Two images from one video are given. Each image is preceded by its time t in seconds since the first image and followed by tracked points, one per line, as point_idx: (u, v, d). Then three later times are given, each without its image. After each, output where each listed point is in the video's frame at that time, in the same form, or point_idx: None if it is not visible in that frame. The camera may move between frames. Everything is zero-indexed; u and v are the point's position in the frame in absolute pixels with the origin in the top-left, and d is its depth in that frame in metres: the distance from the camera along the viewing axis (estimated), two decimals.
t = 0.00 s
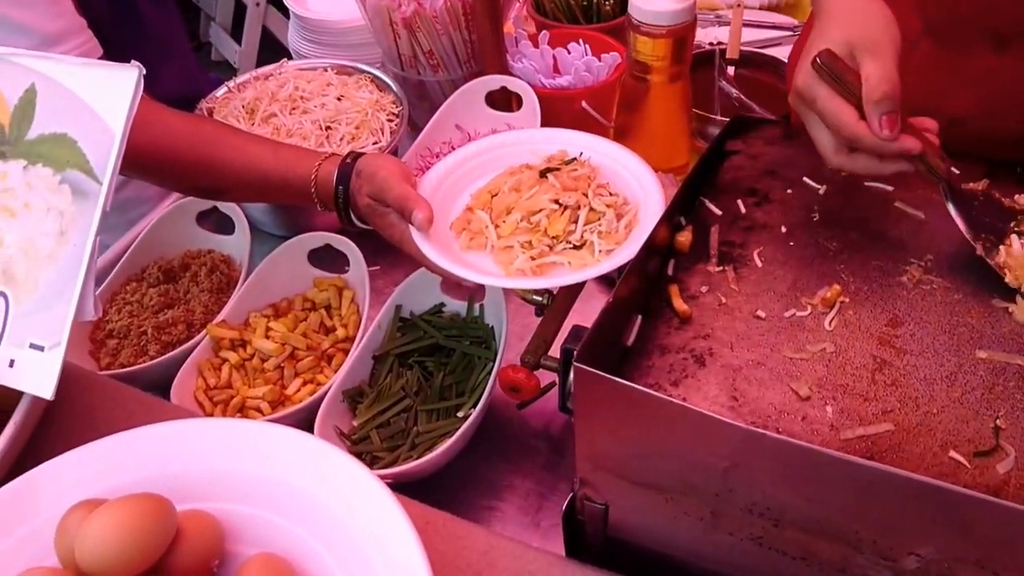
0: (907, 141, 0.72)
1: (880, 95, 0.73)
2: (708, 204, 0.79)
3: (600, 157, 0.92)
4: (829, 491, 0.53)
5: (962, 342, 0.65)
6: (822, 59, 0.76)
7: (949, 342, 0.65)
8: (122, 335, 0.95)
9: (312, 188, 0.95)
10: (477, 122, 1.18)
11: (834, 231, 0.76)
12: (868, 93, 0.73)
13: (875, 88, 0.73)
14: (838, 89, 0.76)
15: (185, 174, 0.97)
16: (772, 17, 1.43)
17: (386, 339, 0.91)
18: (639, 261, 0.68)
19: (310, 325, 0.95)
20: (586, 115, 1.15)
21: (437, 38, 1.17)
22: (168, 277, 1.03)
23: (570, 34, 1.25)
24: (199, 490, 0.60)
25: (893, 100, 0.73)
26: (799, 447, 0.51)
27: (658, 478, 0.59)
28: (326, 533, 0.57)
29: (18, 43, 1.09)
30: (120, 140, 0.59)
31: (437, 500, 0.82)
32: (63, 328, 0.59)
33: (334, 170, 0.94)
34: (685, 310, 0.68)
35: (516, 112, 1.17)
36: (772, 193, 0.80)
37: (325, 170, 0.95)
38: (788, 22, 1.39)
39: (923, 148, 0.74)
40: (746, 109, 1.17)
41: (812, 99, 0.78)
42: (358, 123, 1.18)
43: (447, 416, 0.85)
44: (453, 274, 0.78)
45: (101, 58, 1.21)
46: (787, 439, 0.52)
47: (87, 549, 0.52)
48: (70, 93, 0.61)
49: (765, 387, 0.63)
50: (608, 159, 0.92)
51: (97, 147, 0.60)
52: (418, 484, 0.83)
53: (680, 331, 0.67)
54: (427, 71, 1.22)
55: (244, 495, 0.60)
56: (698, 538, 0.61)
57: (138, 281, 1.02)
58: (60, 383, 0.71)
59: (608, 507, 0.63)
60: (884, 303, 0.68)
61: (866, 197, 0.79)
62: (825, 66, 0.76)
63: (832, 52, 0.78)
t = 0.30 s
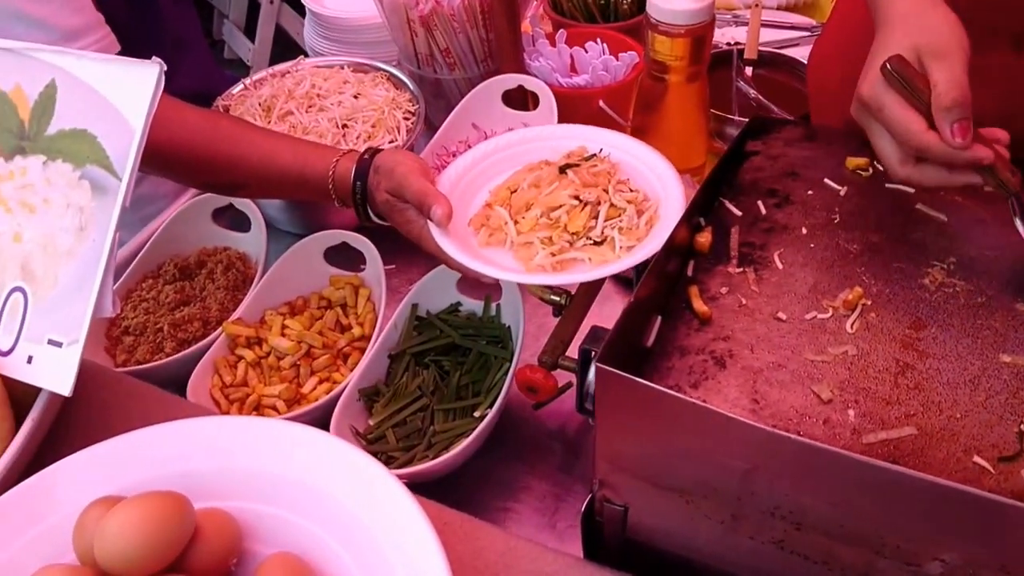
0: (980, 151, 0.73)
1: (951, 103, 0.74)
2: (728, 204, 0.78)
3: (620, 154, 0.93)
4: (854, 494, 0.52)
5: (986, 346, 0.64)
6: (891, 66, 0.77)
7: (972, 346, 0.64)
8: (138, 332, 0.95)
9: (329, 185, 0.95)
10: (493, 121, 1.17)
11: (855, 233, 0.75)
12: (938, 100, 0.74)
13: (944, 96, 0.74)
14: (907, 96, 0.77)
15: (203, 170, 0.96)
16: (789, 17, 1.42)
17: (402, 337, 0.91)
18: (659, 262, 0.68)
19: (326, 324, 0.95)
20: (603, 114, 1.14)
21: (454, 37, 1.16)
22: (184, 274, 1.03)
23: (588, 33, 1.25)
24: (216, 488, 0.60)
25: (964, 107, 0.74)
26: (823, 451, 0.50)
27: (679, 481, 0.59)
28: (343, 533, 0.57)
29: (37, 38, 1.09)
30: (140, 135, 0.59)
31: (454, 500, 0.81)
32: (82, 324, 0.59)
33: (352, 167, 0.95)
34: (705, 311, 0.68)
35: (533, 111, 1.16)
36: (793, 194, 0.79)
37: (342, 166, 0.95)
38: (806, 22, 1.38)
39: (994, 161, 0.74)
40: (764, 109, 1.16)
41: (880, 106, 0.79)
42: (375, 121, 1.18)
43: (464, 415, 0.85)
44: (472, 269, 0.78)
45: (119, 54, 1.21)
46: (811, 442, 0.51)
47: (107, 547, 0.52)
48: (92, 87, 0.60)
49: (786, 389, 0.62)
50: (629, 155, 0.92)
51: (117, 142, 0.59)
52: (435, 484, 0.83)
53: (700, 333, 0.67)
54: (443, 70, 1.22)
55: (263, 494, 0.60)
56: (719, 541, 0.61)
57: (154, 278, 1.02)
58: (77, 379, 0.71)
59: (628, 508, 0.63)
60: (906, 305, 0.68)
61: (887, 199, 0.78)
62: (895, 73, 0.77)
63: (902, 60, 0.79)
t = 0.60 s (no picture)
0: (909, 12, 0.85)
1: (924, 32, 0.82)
2: (745, 205, 0.77)
3: (639, 148, 0.92)
4: (875, 500, 0.52)
5: (1007, 352, 0.63)
6: None
7: (993, 351, 0.63)
8: (151, 330, 0.94)
9: (346, 180, 0.95)
10: (507, 119, 1.17)
11: (874, 235, 0.74)
12: None
13: None
14: None
15: (220, 166, 0.97)
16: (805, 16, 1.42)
17: (415, 337, 0.91)
18: (676, 264, 0.67)
19: (339, 323, 0.95)
20: (618, 113, 1.13)
21: (469, 34, 1.16)
22: (197, 272, 1.02)
23: (603, 32, 1.24)
24: (231, 488, 0.60)
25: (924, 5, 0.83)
26: (844, 457, 0.50)
27: (696, 486, 0.58)
28: (360, 534, 0.57)
29: (52, 33, 1.09)
30: (156, 133, 0.59)
31: (467, 501, 0.81)
32: (97, 323, 0.59)
33: (368, 162, 0.94)
34: (722, 314, 0.67)
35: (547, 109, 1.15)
36: (811, 195, 0.78)
37: (359, 162, 0.95)
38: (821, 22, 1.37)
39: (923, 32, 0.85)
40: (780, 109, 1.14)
41: None
42: (388, 118, 1.17)
43: (478, 416, 0.84)
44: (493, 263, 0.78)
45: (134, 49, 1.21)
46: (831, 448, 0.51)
47: (122, 547, 0.52)
48: (108, 85, 0.60)
49: (804, 393, 0.62)
50: (649, 150, 0.92)
51: (133, 139, 0.59)
52: (447, 485, 0.82)
53: (718, 335, 0.66)
54: (457, 68, 1.21)
55: (278, 496, 0.59)
56: (735, 546, 0.61)
57: (167, 276, 1.02)
58: (91, 377, 0.71)
59: (644, 512, 0.62)
60: (926, 309, 0.67)
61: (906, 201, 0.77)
62: None
63: None
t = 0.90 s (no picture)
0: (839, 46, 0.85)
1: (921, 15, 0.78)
2: (759, 207, 0.77)
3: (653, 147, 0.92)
4: (892, 509, 0.51)
5: None
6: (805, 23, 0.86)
7: (1010, 356, 0.63)
8: (160, 329, 0.94)
9: (358, 178, 0.94)
10: (517, 119, 1.17)
11: (889, 239, 0.74)
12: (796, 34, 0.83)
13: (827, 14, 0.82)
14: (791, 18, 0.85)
15: (231, 164, 0.97)
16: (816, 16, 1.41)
17: (425, 338, 0.90)
18: (690, 267, 0.67)
19: (349, 323, 0.95)
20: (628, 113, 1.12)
21: (479, 34, 1.15)
22: (207, 271, 1.02)
23: (614, 31, 1.23)
24: (243, 490, 0.59)
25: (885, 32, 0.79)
26: (863, 465, 0.49)
27: (711, 492, 0.58)
28: (372, 537, 0.56)
29: (63, 30, 1.09)
30: (168, 132, 0.58)
31: (476, 504, 0.81)
32: (108, 323, 0.59)
33: (380, 159, 0.94)
34: (737, 317, 0.66)
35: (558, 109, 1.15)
36: (825, 198, 0.78)
37: (371, 160, 0.94)
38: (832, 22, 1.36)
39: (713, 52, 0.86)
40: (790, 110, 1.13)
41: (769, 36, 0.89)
42: (398, 118, 1.17)
43: (488, 418, 0.84)
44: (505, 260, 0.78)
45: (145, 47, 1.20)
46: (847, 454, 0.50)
47: (135, 550, 0.52)
48: (120, 83, 0.60)
49: (820, 398, 0.61)
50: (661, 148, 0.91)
51: (145, 139, 0.59)
52: (458, 487, 0.82)
53: (732, 339, 0.66)
54: (467, 66, 1.21)
55: (289, 499, 0.59)
56: (750, 552, 0.60)
57: (176, 275, 1.02)
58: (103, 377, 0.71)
59: (658, 518, 0.62)
60: (943, 314, 0.66)
61: (921, 204, 0.76)
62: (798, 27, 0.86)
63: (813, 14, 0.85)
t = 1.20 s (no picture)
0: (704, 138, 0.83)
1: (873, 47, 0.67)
2: (770, 211, 0.76)
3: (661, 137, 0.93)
4: (907, 519, 0.51)
5: None
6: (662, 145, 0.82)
7: None
8: (165, 329, 0.94)
9: (363, 178, 0.94)
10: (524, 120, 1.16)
11: (901, 244, 0.73)
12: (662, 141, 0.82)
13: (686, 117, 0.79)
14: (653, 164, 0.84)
15: (237, 164, 0.97)
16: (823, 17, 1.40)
17: (432, 340, 0.90)
18: (701, 271, 0.66)
19: (355, 325, 0.94)
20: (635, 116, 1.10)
21: (486, 34, 1.15)
22: (212, 271, 1.02)
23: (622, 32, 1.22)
24: (251, 494, 0.59)
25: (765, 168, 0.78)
26: (878, 475, 0.49)
27: (723, 499, 0.57)
28: (381, 541, 0.56)
29: (71, 29, 1.09)
30: (178, 134, 0.58)
31: (482, 508, 0.80)
32: (117, 325, 0.58)
33: (386, 160, 0.94)
34: (748, 322, 0.66)
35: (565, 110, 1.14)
36: (836, 202, 0.77)
37: (377, 160, 0.94)
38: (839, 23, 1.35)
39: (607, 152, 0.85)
40: (798, 111, 1.11)
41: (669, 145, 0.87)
42: (405, 118, 1.16)
43: (494, 421, 0.84)
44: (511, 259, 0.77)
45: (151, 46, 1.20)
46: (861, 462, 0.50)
47: (143, 556, 0.51)
48: (130, 84, 0.59)
49: (833, 404, 0.61)
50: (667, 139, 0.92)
51: (154, 141, 0.58)
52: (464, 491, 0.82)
53: (743, 344, 0.65)
54: (474, 67, 1.20)
55: (297, 503, 0.59)
56: (760, 559, 0.60)
57: (182, 275, 1.02)
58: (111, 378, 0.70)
59: (668, 524, 0.62)
60: (956, 320, 0.66)
61: (934, 209, 0.76)
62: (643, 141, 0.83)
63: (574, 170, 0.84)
